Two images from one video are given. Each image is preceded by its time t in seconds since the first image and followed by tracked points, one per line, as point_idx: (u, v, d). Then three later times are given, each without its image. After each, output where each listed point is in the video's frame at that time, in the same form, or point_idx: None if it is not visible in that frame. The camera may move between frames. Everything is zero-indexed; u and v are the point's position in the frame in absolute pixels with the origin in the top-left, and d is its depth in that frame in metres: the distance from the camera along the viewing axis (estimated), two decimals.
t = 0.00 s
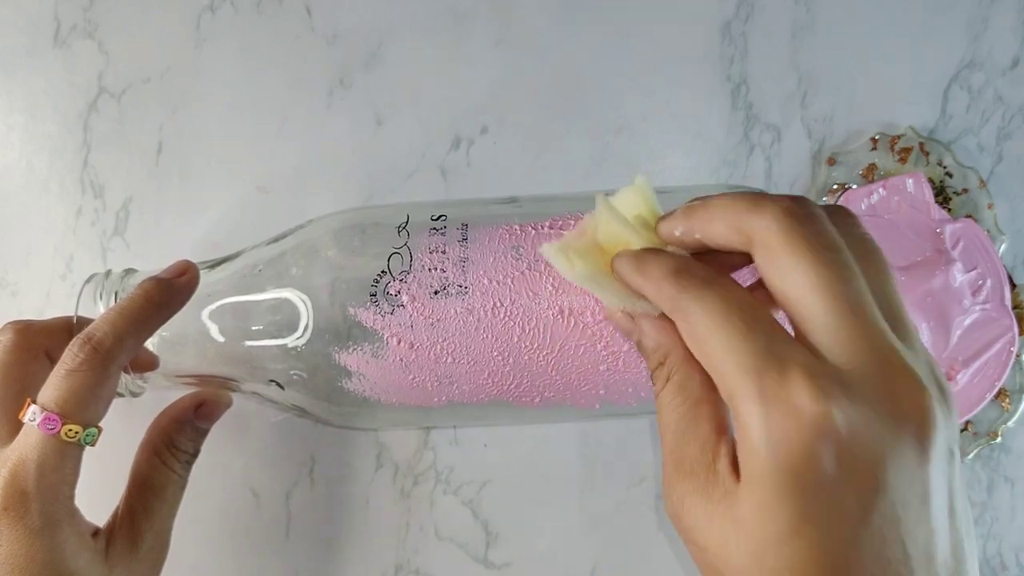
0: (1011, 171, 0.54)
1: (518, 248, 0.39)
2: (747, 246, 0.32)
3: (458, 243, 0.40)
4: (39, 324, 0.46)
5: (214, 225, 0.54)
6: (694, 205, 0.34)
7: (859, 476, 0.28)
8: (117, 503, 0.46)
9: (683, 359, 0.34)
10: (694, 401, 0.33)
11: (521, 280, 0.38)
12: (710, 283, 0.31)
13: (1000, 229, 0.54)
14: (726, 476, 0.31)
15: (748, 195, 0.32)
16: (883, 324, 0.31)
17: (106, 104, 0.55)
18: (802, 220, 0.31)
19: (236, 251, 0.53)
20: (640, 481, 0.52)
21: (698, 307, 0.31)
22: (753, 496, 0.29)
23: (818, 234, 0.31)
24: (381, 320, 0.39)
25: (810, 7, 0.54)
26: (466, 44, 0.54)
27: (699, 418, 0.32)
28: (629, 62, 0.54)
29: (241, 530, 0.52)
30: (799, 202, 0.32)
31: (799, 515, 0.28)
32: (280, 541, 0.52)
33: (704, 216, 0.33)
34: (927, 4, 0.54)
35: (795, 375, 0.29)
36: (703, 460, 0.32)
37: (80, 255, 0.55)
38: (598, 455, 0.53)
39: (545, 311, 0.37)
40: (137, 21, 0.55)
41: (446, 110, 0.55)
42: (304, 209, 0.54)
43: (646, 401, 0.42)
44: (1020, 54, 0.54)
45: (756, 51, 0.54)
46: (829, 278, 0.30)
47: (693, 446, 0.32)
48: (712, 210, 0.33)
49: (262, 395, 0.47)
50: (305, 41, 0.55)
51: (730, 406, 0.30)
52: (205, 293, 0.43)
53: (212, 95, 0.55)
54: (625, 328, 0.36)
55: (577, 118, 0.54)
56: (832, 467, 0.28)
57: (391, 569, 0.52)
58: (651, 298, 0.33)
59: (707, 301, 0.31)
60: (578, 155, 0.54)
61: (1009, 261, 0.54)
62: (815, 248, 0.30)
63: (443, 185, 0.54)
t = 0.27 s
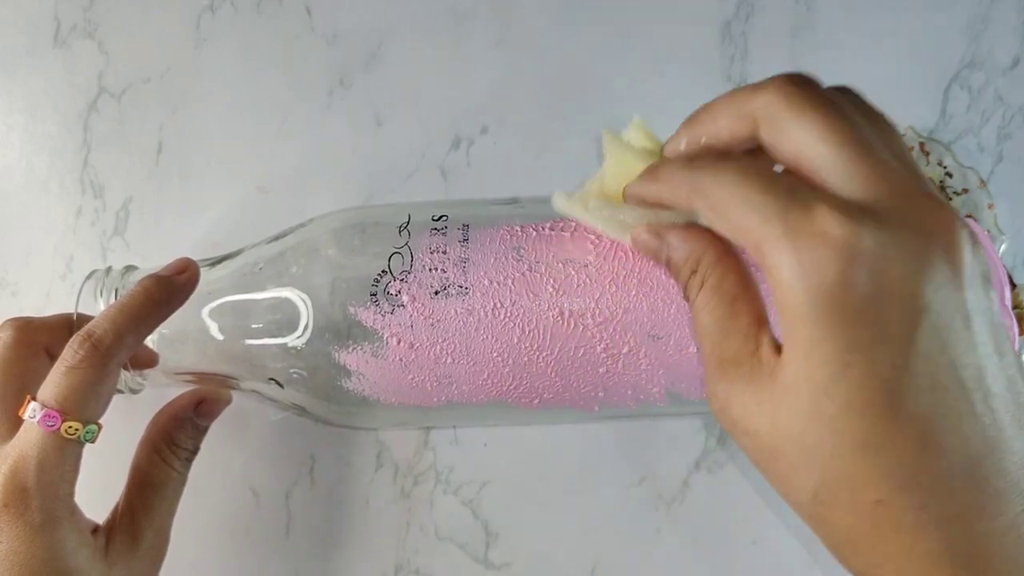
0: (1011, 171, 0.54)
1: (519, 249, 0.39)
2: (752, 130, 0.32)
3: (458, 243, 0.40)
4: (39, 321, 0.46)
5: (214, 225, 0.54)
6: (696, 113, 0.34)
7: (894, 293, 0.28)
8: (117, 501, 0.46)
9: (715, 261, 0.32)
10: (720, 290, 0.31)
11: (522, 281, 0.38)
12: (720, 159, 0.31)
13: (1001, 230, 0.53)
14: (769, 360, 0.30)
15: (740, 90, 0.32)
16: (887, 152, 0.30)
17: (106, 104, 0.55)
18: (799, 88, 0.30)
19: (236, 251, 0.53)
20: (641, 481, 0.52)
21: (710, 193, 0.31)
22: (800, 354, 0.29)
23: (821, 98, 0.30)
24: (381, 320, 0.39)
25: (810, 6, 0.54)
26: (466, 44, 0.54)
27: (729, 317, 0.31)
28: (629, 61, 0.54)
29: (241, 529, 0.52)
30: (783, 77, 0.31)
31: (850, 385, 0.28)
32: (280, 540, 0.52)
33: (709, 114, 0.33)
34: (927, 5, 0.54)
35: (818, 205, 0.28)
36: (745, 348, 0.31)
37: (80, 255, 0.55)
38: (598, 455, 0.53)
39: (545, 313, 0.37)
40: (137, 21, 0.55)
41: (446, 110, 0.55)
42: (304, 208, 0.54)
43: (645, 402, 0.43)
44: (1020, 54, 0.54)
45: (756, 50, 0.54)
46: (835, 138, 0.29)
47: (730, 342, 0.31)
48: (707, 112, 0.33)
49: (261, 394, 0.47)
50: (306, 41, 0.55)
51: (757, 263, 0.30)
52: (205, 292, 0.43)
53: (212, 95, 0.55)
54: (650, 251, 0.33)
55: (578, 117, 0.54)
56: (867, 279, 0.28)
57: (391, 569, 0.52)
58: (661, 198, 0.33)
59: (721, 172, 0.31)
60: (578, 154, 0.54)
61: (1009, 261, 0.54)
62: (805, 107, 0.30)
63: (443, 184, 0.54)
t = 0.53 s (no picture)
0: (1011, 171, 0.54)
1: (518, 245, 0.39)
2: (753, 112, 0.32)
3: (458, 240, 0.40)
4: (39, 321, 0.46)
5: (214, 225, 0.54)
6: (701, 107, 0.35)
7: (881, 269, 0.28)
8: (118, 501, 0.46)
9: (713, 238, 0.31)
10: (716, 261, 0.31)
11: (521, 276, 0.38)
12: (721, 133, 0.32)
13: (1000, 229, 0.53)
14: (760, 327, 0.30)
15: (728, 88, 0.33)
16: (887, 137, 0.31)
17: (106, 104, 0.55)
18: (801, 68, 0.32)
19: (236, 250, 0.53)
20: (641, 480, 0.52)
21: (707, 167, 0.31)
22: (782, 296, 0.29)
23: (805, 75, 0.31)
24: (381, 317, 0.39)
25: (810, 6, 0.54)
26: (466, 44, 0.54)
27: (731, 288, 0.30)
28: (629, 61, 0.54)
29: (241, 528, 0.52)
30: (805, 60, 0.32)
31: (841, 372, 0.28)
32: (280, 540, 0.52)
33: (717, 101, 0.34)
34: (928, 4, 0.54)
35: (803, 173, 0.29)
36: (737, 323, 0.30)
37: (80, 255, 0.55)
38: (598, 454, 0.53)
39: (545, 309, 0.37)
40: (137, 22, 0.55)
41: (446, 110, 0.55)
42: (304, 208, 0.54)
43: (645, 398, 0.43)
44: (1020, 54, 0.54)
45: (756, 50, 0.54)
46: (827, 123, 0.30)
47: (725, 316, 0.31)
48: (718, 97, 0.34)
49: (262, 393, 0.47)
50: (306, 41, 0.55)
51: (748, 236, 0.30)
52: (205, 291, 0.43)
53: (212, 95, 0.55)
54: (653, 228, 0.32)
55: (578, 117, 0.54)
56: (841, 261, 0.28)
57: (391, 569, 0.52)
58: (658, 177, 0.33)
59: (714, 146, 0.31)
60: (579, 154, 0.54)
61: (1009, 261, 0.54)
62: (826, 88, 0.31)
63: (443, 184, 0.54)
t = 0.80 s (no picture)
0: (1010, 171, 0.54)
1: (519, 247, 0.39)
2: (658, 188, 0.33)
3: (458, 241, 0.40)
4: (39, 322, 0.46)
5: (214, 225, 0.54)
6: (606, 160, 0.34)
7: (761, 408, 0.28)
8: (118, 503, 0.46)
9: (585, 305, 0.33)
10: (585, 334, 0.32)
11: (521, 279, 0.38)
12: (610, 228, 0.32)
13: (1000, 229, 0.54)
14: (634, 427, 0.30)
15: (649, 143, 0.33)
16: (793, 264, 0.31)
17: (106, 104, 0.55)
18: (702, 154, 0.31)
19: (236, 250, 0.53)
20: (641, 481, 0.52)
21: (596, 267, 0.31)
22: (659, 447, 0.29)
23: (722, 165, 0.31)
24: (381, 319, 0.39)
25: (810, 7, 0.54)
26: (466, 44, 0.54)
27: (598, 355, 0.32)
28: (630, 62, 0.54)
29: (241, 529, 0.52)
30: (706, 141, 0.32)
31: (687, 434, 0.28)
32: (280, 540, 0.52)
33: (620, 163, 0.33)
34: (928, 4, 0.54)
35: (695, 317, 0.29)
36: (611, 415, 0.31)
37: (80, 256, 0.55)
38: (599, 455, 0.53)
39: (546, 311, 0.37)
40: (137, 22, 0.55)
41: (446, 110, 0.55)
42: (304, 208, 0.54)
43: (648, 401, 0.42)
44: (1020, 54, 0.54)
45: (756, 51, 0.54)
46: (729, 241, 0.30)
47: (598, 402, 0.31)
48: (628, 157, 0.33)
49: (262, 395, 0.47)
50: (306, 42, 0.55)
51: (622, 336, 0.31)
52: (205, 292, 0.43)
53: (212, 95, 0.55)
54: (528, 285, 0.35)
55: (578, 118, 0.54)
56: (733, 393, 0.28)
57: (391, 569, 0.52)
58: (541, 233, 0.33)
59: (603, 248, 0.31)
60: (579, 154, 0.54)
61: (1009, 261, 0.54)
62: (734, 195, 0.30)
63: (443, 185, 0.54)
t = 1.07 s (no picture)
0: (1010, 171, 0.54)
1: (518, 244, 0.39)
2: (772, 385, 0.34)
3: (458, 239, 0.40)
4: (39, 319, 0.46)
5: (214, 225, 0.54)
6: (723, 320, 0.34)
7: None
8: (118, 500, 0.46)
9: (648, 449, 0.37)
10: (645, 468, 0.37)
11: (522, 276, 0.38)
12: (719, 424, 0.32)
13: (1000, 229, 0.54)
14: None
15: (767, 327, 0.34)
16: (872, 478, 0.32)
17: (106, 104, 0.55)
18: (833, 406, 0.32)
19: (236, 250, 0.53)
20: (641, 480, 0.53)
21: (704, 436, 0.32)
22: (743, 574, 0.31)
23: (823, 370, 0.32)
24: (381, 315, 0.39)
25: (810, 6, 0.54)
26: (466, 44, 0.54)
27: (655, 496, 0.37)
28: (630, 61, 0.54)
29: (241, 528, 0.52)
30: (830, 367, 0.33)
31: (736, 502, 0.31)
32: (280, 540, 0.52)
33: (740, 336, 0.33)
34: (928, 4, 0.54)
35: (804, 549, 0.30)
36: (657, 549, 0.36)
37: (80, 255, 0.55)
38: (598, 454, 0.53)
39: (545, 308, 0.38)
40: (136, 21, 0.55)
41: (446, 110, 0.55)
42: (303, 208, 0.54)
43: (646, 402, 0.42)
44: (1020, 54, 0.54)
45: (756, 50, 0.54)
46: (836, 459, 0.32)
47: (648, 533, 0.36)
48: (745, 327, 0.34)
49: (261, 391, 0.47)
50: (306, 41, 0.55)
51: (712, 504, 0.33)
52: (205, 290, 0.43)
53: (213, 95, 0.55)
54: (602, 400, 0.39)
55: (578, 118, 0.54)
56: None
57: (391, 569, 0.52)
58: (641, 376, 0.34)
59: (717, 449, 0.32)
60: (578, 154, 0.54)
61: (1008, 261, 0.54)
62: (843, 426, 0.32)
63: (443, 184, 0.54)
